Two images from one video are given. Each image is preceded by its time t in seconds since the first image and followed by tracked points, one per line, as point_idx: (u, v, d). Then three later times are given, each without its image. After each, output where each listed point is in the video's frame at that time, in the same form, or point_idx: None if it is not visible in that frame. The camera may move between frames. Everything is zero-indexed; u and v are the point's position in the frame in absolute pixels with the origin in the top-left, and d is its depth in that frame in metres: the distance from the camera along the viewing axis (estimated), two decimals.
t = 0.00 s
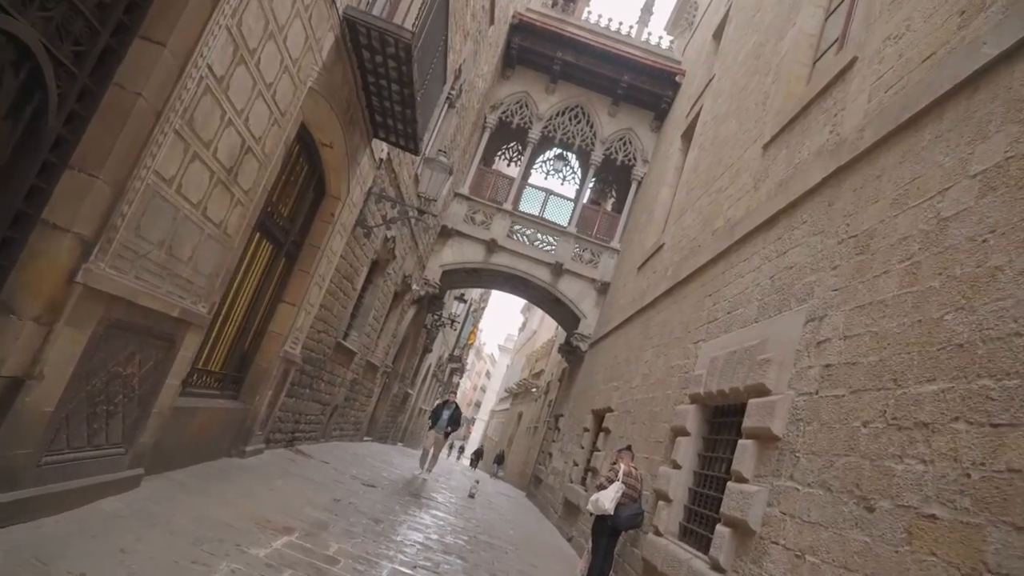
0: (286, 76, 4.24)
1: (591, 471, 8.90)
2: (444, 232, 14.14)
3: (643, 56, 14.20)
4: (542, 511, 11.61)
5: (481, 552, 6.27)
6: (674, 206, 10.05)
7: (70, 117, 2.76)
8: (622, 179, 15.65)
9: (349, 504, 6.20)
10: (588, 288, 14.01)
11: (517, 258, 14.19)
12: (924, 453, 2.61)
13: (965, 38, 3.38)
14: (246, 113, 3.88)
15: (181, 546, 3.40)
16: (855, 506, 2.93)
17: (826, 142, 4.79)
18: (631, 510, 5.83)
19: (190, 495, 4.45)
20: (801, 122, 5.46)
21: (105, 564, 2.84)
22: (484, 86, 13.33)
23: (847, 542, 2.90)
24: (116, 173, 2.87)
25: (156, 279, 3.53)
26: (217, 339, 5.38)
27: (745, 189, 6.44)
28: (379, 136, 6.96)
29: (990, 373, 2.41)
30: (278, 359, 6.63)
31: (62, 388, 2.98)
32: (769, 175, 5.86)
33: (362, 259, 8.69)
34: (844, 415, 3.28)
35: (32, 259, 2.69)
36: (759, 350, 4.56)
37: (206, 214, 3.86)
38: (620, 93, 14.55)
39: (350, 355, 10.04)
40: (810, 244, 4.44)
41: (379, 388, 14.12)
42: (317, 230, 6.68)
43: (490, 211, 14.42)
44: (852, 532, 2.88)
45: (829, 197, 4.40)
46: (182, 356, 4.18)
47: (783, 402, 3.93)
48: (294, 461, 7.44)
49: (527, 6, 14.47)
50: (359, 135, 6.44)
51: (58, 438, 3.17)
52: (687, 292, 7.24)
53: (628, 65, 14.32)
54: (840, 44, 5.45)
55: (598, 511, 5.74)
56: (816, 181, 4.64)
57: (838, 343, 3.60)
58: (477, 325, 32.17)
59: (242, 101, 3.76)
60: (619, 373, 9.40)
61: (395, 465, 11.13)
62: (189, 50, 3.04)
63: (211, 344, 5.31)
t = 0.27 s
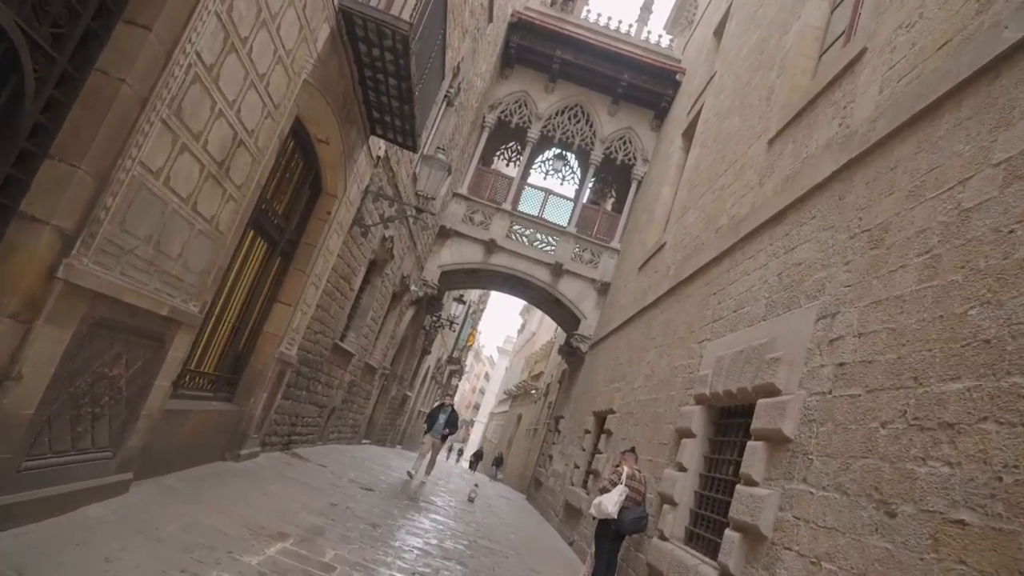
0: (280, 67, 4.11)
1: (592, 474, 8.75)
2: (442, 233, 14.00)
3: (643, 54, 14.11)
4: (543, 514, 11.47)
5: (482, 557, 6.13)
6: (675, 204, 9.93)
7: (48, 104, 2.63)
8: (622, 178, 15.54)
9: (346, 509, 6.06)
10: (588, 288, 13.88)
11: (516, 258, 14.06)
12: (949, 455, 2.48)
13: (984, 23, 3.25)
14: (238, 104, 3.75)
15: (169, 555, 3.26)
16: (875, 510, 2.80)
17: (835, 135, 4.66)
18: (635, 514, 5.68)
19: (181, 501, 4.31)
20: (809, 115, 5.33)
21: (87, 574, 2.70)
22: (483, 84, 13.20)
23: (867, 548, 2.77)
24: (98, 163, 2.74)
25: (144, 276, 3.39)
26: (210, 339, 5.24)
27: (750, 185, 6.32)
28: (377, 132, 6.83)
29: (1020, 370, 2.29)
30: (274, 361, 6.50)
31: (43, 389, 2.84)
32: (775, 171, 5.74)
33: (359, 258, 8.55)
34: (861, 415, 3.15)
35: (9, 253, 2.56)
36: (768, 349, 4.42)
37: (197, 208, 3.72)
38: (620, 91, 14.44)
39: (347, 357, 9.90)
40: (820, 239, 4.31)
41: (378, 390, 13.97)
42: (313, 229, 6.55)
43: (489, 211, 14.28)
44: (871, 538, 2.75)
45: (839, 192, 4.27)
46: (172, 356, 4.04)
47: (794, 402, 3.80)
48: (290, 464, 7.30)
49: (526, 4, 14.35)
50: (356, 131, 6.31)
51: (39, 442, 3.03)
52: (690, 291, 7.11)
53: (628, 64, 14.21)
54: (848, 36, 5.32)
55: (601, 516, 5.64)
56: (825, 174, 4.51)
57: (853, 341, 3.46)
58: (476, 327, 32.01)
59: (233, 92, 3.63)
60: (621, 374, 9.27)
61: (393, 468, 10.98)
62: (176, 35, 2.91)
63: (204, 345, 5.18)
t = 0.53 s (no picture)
0: (273, 60, 4.00)
1: (594, 476, 8.64)
2: (441, 233, 13.89)
3: (643, 53, 14.01)
4: (543, 516, 11.36)
5: (481, 561, 6.01)
6: (677, 203, 9.82)
7: (26, 94, 2.52)
8: (622, 178, 15.43)
9: (343, 513, 5.94)
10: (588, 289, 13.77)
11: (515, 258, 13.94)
12: (972, 459, 2.37)
13: (1002, 10, 3.13)
14: (229, 98, 3.63)
15: (157, 564, 3.14)
16: (891, 517, 2.69)
17: (842, 130, 4.55)
18: (638, 518, 5.57)
19: (172, 507, 4.19)
20: (814, 110, 5.22)
21: None
22: (482, 83, 13.09)
23: (883, 557, 2.65)
24: (79, 157, 2.62)
25: (130, 275, 3.28)
26: (202, 340, 5.12)
27: (753, 182, 6.20)
28: (374, 129, 6.72)
29: None
30: (269, 362, 6.38)
31: (21, 394, 2.71)
32: (779, 168, 5.63)
33: (356, 258, 8.43)
34: (874, 417, 3.03)
35: None
36: (775, 348, 4.31)
37: (187, 205, 3.61)
38: (620, 90, 14.34)
39: (345, 358, 9.78)
40: (828, 236, 4.20)
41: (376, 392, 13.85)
42: (309, 227, 6.44)
43: (488, 211, 14.17)
44: (888, 546, 2.63)
45: (847, 188, 4.16)
46: (162, 358, 3.92)
47: (803, 403, 3.69)
48: (287, 467, 7.17)
49: (525, 3, 14.25)
50: (352, 128, 6.21)
51: (20, 447, 2.90)
52: (693, 290, 7.00)
53: (628, 62, 14.11)
54: (854, 30, 5.22)
55: (604, 519, 5.52)
56: (832, 170, 4.40)
57: (865, 340, 3.35)
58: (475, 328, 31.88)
59: (224, 84, 3.52)
60: (622, 375, 9.16)
61: (392, 471, 10.86)
62: (161, 24, 2.80)
63: (196, 346, 5.06)
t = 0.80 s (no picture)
0: (264, 51, 3.87)
1: (595, 479, 8.50)
2: (440, 233, 13.75)
3: (643, 51, 13.89)
4: (544, 519, 11.22)
5: (482, 567, 5.87)
6: (678, 202, 9.69)
7: None
8: (621, 177, 15.31)
9: (340, 518, 5.80)
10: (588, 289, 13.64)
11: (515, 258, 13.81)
12: (1001, 462, 2.24)
13: None
14: (218, 89, 3.50)
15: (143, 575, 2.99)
16: (913, 523, 2.55)
17: (851, 123, 4.42)
18: (642, 522, 5.46)
19: (162, 514, 4.04)
20: (821, 104, 5.09)
21: None
22: (480, 81, 12.96)
23: (904, 566, 2.52)
24: (55, 147, 2.49)
25: (114, 273, 3.14)
26: (194, 341, 4.98)
27: (758, 178, 6.07)
28: (370, 126, 6.59)
29: None
30: (264, 364, 6.24)
31: None
32: (785, 163, 5.50)
33: (353, 258, 8.30)
34: (892, 418, 2.90)
35: None
36: (784, 347, 4.18)
37: (174, 201, 3.47)
38: (619, 89, 14.22)
39: (342, 360, 9.64)
40: (838, 232, 4.07)
41: (374, 394, 13.70)
42: (304, 226, 6.31)
43: (487, 211, 14.04)
44: (910, 554, 2.50)
45: (858, 182, 4.03)
46: (150, 359, 3.78)
47: (815, 404, 3.55)
48: (282, 471, 7.03)
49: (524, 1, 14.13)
50: (348, 124, 6.08)
51: None
52: (696, 289, 6.87)
53: (628, 60, 13.99)
54: (862, 22, 5.10)
55: (606, 524, 5.38)
56: (842, 163, 4.27)
57: (880, 339, 3.22)
58: (474, 329, 31.73)
59: (212, 75, 3.39)
60: (623, 376, 9.03)
61: (390, 474, 10.72)
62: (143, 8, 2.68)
63: (188, 348, 4.93)
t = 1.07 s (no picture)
0: (256, 40, 3.73)
1: (598, 482, 8.35)
2: (438, 233, 13.61)
3: (643, 49, 13.79)
4: (545, 523, 11.07)
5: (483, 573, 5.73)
6: (680, 201, 9.56)
7: None
8: (621, 176, 15.19)
9: (337, 524, 5.65)
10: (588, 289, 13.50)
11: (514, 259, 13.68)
12: None
13: None
14: (209, 79, 3.37)
15: None
16: (941, 530, 2.42)
17: (863, 114, 4.30)
18: (647, 526, 5.32)
19: (152, 521, 3.90)
20: (830, 96, 4.97)
21: None
22: (479, 80, 12.83)
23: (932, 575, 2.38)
24: (32, 134, 2.35)
25: (99, 270, 3.00)
26: (186, 342, 4.84)
27: (764, 174, 5.94)
28: (367, 122, 6.46)
29: None
30: (259, 366, 6.10)
31: None
32: (792, 158, 5.37)
33: (351, 258, 8.16)
34: (915, 419, 2.76)
35: None
36: (796, 346, 4.04)
37: (163, 195, 3.34)
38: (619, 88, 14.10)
39: (340, 362, 9.50)
40: (851, 226, 3.94)
41: (373, 396, 13.56)
42: (300, 225, 6.17)
43: (486, 211, 13.90)
44: (939, 562, 2.37)
45: (872, 174, 3.90)
46: (139, 360, 3.64)
47: (830, 404, 3.42)
48: (279, 476, 6.88)
49: None
50: (344, 121, 5.95)
51: None
52: (700, 288, 6.74)
53: (627, 58, 13.88)
54: (870, 12, 4.97)
55: (611, 528, 5.24)
56: (854, 156, 4.14)
57: (899, 336, 3.09)
58: (473, 331, 31.58)
59: (202, 63, 3.25)
60: (626, 377, 8.89)
61: (389, 477, 10.57)
62: None
63: (179, 349, 4.78)
